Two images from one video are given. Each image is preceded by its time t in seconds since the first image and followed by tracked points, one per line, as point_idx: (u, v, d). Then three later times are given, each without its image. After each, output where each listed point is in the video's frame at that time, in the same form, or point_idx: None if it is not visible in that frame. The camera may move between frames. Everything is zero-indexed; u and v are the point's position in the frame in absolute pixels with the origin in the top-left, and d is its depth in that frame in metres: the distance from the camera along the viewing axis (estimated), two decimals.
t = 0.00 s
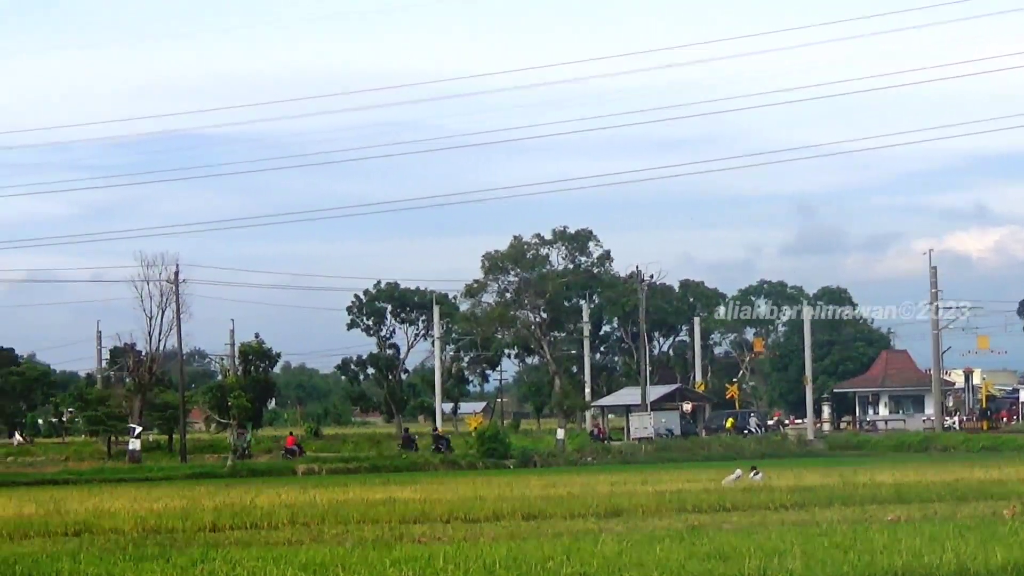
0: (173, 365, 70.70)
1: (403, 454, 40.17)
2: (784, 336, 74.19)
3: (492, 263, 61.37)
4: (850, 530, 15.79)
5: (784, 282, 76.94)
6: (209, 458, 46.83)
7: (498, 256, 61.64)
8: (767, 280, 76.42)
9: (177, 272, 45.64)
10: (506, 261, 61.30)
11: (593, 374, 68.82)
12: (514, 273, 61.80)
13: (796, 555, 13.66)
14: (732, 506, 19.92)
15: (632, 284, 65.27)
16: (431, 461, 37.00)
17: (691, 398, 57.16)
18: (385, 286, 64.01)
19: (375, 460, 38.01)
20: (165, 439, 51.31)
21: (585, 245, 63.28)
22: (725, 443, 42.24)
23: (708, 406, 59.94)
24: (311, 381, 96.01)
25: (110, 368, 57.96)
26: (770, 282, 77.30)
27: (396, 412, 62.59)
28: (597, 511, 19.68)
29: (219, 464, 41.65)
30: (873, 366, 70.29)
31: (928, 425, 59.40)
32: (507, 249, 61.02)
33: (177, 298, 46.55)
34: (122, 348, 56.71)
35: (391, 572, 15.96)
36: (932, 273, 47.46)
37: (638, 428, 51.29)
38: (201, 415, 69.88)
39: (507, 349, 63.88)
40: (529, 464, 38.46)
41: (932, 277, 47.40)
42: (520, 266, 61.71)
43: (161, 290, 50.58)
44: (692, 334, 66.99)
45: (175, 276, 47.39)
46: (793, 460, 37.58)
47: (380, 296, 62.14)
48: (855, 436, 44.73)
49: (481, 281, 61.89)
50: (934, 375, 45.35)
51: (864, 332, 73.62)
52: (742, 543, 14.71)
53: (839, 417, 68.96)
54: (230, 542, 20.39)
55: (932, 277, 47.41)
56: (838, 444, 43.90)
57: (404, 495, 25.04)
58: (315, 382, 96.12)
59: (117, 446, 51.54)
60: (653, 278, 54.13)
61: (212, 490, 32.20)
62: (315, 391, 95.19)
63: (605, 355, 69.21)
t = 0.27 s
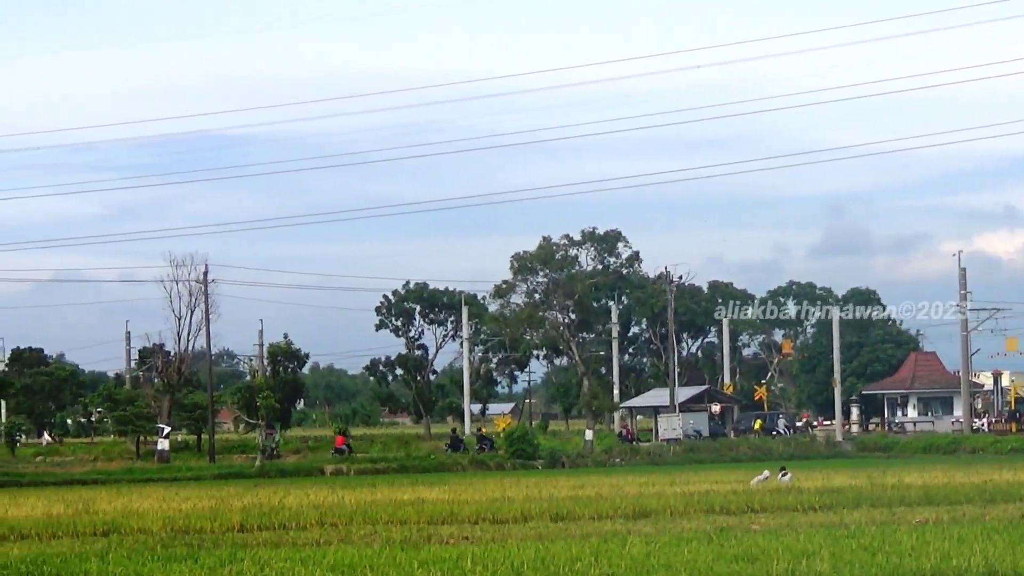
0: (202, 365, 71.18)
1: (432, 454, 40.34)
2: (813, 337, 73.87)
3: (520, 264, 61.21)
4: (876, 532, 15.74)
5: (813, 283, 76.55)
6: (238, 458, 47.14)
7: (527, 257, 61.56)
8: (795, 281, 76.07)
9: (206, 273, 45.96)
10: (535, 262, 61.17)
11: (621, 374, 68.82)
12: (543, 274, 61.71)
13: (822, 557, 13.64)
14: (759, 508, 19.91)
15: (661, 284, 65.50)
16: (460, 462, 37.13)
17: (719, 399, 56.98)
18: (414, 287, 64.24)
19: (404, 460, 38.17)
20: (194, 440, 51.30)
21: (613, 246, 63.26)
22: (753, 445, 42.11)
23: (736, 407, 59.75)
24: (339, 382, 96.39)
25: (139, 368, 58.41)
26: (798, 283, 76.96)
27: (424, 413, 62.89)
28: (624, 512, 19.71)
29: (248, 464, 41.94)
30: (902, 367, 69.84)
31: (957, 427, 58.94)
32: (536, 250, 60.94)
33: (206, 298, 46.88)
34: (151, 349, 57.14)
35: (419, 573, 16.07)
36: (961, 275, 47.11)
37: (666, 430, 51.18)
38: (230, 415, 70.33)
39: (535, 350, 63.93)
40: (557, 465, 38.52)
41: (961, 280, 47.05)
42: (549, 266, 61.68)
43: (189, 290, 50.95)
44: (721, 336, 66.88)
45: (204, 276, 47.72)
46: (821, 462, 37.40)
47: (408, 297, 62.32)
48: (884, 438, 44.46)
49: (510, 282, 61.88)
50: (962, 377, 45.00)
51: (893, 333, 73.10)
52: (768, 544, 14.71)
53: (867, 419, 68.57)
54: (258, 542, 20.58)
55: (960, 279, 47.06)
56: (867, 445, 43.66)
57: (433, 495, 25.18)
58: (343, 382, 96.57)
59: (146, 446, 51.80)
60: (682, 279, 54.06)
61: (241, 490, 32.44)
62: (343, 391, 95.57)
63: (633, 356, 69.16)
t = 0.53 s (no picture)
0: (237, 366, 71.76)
1: (466, 455, 40.51)
2: (847, 339, 73.29)
3: (555, 265, 61.06)
4: (911, 534, 15.69)
5: (847, 284, 76.11)
6: (273, 459, 47.53)
7: (561, 258, 61.45)
8: (829, 282, 75.64)
9: (240, 274, 46.32)
10: (570, 263, 61.00)
11: (656, 375, 68.74)
12: (578, 275, 61.57)
13: (857, 558, 13.62)
14: (793, 509, 19.86)
15: (695, 286, 65.56)
16: (495, 462, 37.25)
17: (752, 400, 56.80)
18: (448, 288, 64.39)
19: (438, 460, 38.34)
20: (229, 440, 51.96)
21: (648, 247, 63.15)
22: (787, 446, 41.96)
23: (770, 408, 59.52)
24: (374, 382, 96.78)
25: (174, 368, 58.93)
26: (832, 284, 76.55)
27: (459, 413, 63.11)
28: (659, 513, 19.72)
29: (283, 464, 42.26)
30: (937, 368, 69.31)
31: (993, 429, 58.45)
32: (571, 251, 60.81)
33: (240, 299, 47.28)
34: (186, 349, 57.65)
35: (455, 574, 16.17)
36: (996, 276, 46.71)
37: (701, 430, 51.07)
38: (264, 416, 70.86)
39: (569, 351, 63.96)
40: (591, 465, 38.56)
41: (996, 281, 46.66)
42: (583, 268, 61.33)
43: (223, 291, 51.36)
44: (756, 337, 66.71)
45: (239, 278, 48.11)
46: (855, 463, 37.14)
47: (443, 298, 62.47)
48: (919, 439, 44.18)
49: (545, 283, 61.83)
50: (997, 378, 44.64)
51: (927, 334, 72.52)
52: (803, 545, 14.70)
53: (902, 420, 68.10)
54: (292, 543, 20.76)
55: (995, 280, 46.67)
56: (902, 445, 43.38)
57: (467, 496, 25.29)
58: (377, 382, 96.96)
59: (181, 446, 52.28)
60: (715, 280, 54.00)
61: (275, 491, 32.71)
62: (377, 392, 95.98)
63: (668, 357, 69.01)
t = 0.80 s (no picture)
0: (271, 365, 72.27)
1: (499, 455, 40.61)
2: (881, 339, 72.85)
3: (589, 265, 61.26)
4: (945, 534, 15.62)
5: (881, 284, 75.56)
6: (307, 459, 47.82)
7: (594, 258, 61.62)
8: (863, 282, 75.13)
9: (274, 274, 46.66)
10: (603, 263, 61.13)
11: (690, 375, 68.48)
12: (611, 275, 61.70)
13: (891, 558, 13.58)
14: (827, 509, 19.78)
15: (729, 286, 65.25)
16: (528, 462, 37.31)
17: (785, 400, 56.54)
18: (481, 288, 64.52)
19: (472, 460, 38.44)
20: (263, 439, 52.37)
21: (681, 247, 63.05)
22: (821, 446, 41.71)
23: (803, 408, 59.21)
24: (407, 382, 97.10)
25: (208, 368, 59.42)
26: (866, 284, 76.07)
27: (492, 413, 63.21)
28: (692, 514, 19.72)
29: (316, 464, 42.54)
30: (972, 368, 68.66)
31: None
32: (605, 251, 60.95)
33: (274, 300, 47.64)
34: (220, 349, 58.14)
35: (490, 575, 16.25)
36: None
37: (734, 430, 50.91)
38: (298, 415, 71.31)
39: (603, 351, 63.93)
40: (625, 465, 38.55)
41: None
42: (617, 267, 61.46)
43: (257, 292, 51.74)
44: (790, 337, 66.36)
45: (273, 278, 48.46)
46: (890, 463, 36.90)
47: (476, 297, 62.60)
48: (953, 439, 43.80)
49: (578, 283, 61.96)
50: None
51: (961, 334, 71.83)
52: (836, 545, 14.67)
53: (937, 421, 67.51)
54: (326, 542, 20.91)
55: None
56: (936, 446, 43.02)
57: (500, 496, 25.35)
58: (410, 382, 97.26)
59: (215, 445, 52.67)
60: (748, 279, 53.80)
61: (310, 490, 32.94)
62: (411, 392, 96.33)
63: (701, 357, 68.74)
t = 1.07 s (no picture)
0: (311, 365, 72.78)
1: (539, 454, 40.67)
2: (922, 337, 72.17)
3: (628, 264, 61.49)
4: (989, 533, 15.50)
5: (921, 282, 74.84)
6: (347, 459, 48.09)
7: (634, 257, 61.80)
8: (903, 280, 74.44)
9: (313, 275, 47.00)
10: (643, 262, 61.27)
11: (730, 374, 68.04)
12: (651, 274, 61.79)
13: (933, 557, 13.51)
14: (868, 508, 19.67)
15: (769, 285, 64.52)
16: (568, 461, 37.36)
17: (825, 398, 56.17)
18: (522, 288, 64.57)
19: (511, 460, 38.52)
20: (303, 439, 52.81)
21: (721, 246, 62.70)
22: (860, 445, 41.39)
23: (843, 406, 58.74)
24: (447, 382, 97.41)
25: (248, 368, 60.01)
26: (905, 283, 75.50)
27: (533, 412, 63.24)
28: (732, 512, 19.68)
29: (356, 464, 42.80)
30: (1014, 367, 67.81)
31: None
32: (644, 250, 61.09)
33: (314, 300, 48.01)
34: (260, 350, 58.69)
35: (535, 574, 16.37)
36: None
37: (774, 429, 50.93)
38: (338, 415, 71.78)
39: (643, 350, 63.98)
40: (665, 465, 38.44)
41: None
42: (657, 267, 61.47)
43: (297, 293, 52.17)
44: (830, 336, 65.74)
45: (313, 279, 48.84)
46: (931, 462, 36.56)
47: (516, 297, 62.67)
48: (995, 438, 43.30)
49: (618, 282, 62.14)
50: None
51: (1002, 333, 71.01)
52: (877, 544, 14.62)
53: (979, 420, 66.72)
54: (366, 542, 21.07)
55: None
56: (977, 445, 42.57)
57: (542, 496, 25.44)
58: (450, 382, 97.59)
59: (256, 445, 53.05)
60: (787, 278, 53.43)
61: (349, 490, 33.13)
62: (451, 392, 96.63)
63: (741, 356, 68.29)
